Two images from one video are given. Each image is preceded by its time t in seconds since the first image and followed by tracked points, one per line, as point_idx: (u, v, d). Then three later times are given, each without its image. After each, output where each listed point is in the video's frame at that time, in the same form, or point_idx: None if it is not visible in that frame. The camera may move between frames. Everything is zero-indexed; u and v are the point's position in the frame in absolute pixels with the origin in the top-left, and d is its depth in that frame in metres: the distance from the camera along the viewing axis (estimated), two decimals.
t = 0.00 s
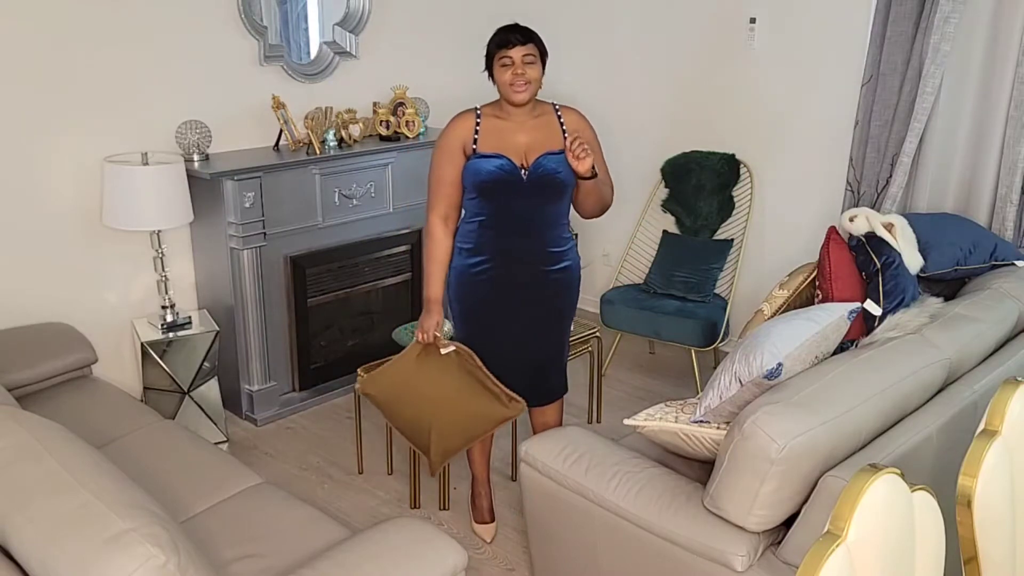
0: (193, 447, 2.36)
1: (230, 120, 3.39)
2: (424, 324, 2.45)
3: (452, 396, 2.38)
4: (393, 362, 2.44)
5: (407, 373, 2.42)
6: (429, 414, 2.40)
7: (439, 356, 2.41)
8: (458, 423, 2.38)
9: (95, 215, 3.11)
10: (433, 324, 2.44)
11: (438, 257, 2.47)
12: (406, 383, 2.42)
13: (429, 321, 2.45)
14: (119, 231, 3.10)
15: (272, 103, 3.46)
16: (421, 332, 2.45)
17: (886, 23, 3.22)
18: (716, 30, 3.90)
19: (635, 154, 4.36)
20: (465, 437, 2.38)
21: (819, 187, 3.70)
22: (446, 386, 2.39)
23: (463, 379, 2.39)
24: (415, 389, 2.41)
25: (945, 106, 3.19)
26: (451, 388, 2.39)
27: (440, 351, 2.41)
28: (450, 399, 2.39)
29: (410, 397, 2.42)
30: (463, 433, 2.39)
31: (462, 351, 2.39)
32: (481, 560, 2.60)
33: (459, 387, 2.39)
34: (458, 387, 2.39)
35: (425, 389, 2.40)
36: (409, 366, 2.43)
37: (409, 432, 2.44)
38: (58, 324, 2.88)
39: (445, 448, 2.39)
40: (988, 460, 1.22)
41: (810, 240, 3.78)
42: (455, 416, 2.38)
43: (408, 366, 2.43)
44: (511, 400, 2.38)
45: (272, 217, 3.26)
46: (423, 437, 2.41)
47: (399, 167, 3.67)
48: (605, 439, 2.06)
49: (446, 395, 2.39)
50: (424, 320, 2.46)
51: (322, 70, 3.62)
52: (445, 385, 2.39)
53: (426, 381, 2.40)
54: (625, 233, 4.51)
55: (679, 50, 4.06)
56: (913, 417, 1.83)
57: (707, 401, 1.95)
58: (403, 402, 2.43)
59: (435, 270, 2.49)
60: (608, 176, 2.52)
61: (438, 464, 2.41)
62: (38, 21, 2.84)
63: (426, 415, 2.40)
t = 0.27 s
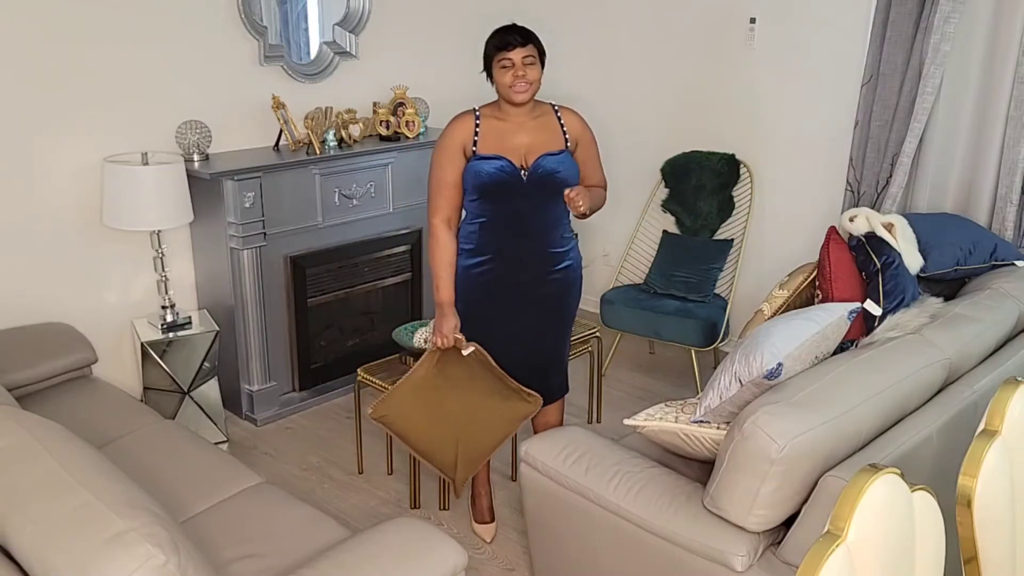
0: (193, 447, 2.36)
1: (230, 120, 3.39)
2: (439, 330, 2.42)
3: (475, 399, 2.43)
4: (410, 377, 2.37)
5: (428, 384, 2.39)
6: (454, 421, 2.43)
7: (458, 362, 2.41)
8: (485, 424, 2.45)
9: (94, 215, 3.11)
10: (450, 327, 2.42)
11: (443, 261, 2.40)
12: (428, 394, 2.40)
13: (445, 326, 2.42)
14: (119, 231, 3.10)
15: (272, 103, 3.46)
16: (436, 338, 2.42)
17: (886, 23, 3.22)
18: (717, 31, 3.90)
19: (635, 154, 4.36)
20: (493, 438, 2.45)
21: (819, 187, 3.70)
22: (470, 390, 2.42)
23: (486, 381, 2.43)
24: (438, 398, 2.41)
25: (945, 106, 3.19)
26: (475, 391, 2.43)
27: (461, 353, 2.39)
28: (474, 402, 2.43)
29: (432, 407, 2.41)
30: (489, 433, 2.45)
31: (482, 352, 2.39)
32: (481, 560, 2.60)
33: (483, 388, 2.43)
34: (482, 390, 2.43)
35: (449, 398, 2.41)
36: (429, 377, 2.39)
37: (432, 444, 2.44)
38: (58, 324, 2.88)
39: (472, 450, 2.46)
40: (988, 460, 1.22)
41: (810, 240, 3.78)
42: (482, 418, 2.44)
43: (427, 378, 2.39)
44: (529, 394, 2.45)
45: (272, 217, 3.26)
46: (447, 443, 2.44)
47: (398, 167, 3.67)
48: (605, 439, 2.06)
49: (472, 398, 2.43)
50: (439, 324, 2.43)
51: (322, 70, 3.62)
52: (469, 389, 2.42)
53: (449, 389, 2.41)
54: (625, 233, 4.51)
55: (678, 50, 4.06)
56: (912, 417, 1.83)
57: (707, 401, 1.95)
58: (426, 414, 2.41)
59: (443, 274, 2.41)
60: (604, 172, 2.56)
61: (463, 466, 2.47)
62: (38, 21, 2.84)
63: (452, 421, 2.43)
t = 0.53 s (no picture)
0: (193, 447, 2.36)
1: (230, 120, 3.39)
2: (442, 332, 2.40)
3: (479, 400, 2.45)
4: (415, 380, 2.38)
5: (432, 387, 2.40)
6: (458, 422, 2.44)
7: (461, 364, 2.43)
8: (488, 424, 2.47)
9: (94, 215, 3.11)
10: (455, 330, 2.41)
11: (445, 264, 2.39)
12: (433, 397, 2.40)
13: (449, 328, 2.41)
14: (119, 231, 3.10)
15: (272, 103, 3.46)
16: (439, 342, 2.41)
17: (886, 23, 3.22)
18: (717, 30, 3.90)
19: (635, 154, 4.36)
20: (497, 437, 2.48)
21: (819, 187, 3.70)
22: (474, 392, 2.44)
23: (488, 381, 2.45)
24: (442, 401, 2.41)
25: (945, 106, 3.19)
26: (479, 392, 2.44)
27: (466, 356, 2.41)
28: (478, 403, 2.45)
29: (436, 410, 2.42)
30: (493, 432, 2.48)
31: (485, 353, 2.42)
32: (481, 560, 2.60)
33: (486, 389, 2.45)
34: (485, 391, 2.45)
35: (454, 400, 2.42)
36: (433, 381, 2.40)
37: (436, 447, 2.44)
38: (57, 324, 2.88)
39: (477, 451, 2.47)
40: (988, 460, 1.22)
41: (810, 240, 3.78)
42: (485, 418, 2.46)
43: (432, 382, 2.40)
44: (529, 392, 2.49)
45: (272, 217, 3.26)
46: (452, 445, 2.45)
47: (398, 167, 3.67)
48: (605, 439, 2.06)
49: (475, 399, 2.44)
50: (442, 327, 2.41)
51: (322, 70, 3.62)
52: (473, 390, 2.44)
53: (454, 391, 2.42)
54: (625, 233, 4.51)
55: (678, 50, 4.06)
56: (912, 417, 1.83)
57: (707, 401, 1.95)
58: (431, 417, 2.41)
59: (445, 276, 2.39)
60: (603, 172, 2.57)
61: (468, 467, 2.48)
62: (38, 21, 2.84)
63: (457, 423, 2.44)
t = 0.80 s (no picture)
0: (193, 447, 2.35)
1: (230, 120, 3.39)
2: (444, 333, 2.39)
3: (477, 403, 2.42)
4: (413, 374, 2.36)
5: (430, 383, 2.38)
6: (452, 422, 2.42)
7: (461, 365, 2.41)
8: (483, 428, 2.44)
9: (94, 215, 3.11)
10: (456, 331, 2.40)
11: (447, 266, 2.38)
12: (430, 393, 2.39)
13: (452, 329, 2.40)
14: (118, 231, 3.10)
15: (272, 103, 3.46)
16: (441, 343, 2.39)
17: (886, 23, 3.22)
18: (716, 31, 3.90)
19: (635, 154, 4.36)
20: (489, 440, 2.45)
21: (819, 187, 3.70)
22: (473, 394, 2.41)
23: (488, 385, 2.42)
24: (439, 399, 2.39)
25: (945, 106, 3.20)
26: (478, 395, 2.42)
27: (467, 359, 2.39)
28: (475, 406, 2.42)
29: (431, 407, 2.39)
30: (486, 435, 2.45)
31: (487, 359, 2.40)
32: (481, 560, 2.60)
33: (485, 393, 2.42)
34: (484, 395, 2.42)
35: (451, 399, 2.40)
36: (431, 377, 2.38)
37: (426, 439, 2.43)
38: (57, 324, 2.88)
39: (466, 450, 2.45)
40: (988, 460, 1.22)
41: (811, 240, 3.78)
42: (480, 421, 2.43)
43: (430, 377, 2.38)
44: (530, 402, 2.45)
45: (272, 217, 3.26)
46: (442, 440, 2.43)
47: (399, 167, 3.67)
48: (605, 440, 2.06)
49: (472, 401, 2.42)
50: (445, 328, 2.40)
51: (322, 71, 3.62)
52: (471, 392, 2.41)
53: (451, 390, 2.40)
54: (625, 233, 4.51)
55: (678, 50, 4.06)
56: (913, 416, 1.83)
57: (707, 401, 1.95)
58: (425, 413, 2.39)
59: (446, 278, 2.39)
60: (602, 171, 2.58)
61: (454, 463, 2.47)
62: (38, 21, 2.84)
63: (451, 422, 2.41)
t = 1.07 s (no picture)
0: (193, 447, 2.35)
1: (230, 120, 3.39)
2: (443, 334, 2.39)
3: (473, 406, 2.39)
4: (410, 371, 2.38)
5: (427, 382, 2.39)
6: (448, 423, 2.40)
7: (460, 366, 2.40)
8: (479, 432, 2.41)
9: (95, 215, 3.11)
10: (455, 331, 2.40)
11: (447, 266, 2.38)
12: (427, 393, 2.39)
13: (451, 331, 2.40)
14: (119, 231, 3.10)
15: (272, 103, 3.46)
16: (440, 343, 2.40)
17: (886, 23, 3.22)
18: (717, 31, 3.90)
19: (635, 154, 4.36)
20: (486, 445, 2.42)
21: (819, 187, 3.69)
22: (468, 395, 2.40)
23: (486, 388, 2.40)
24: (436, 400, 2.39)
25: (945, 106, 3.20)
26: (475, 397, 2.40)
27: (463, 359, 2.38)
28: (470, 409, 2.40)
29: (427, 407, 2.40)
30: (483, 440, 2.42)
31: (483, 360, 2.38)
32: (481, 560, 2.60)
33: (482, 396, 2.39)
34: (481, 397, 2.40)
35: (448, 400, 2.39)
36: (428, 376, 2.39)
37: (424, 439, 2.44)
38: (58, 324, 2.88)
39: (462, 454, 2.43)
40: (988, 460, 1.22)
41: (811, 240, 3.78)
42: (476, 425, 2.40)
43: (426, 375, 2.39)
44: (529, 408, 2.40)
45: (273, 217, 3.26)
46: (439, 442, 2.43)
47: (399, 167, 3.67)
48: (605, 440, 2.06)
49: (468, 403, 2.40)
50: (443, 329, 2.40)
51: (322, 71, 3.62)
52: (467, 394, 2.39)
53: (448, 391, 2.39)
54: (625, 233, 4.51)
55: (679, 50, 4.06)
56: (912, 416, 1.83)
57: (707, 401, 1.95)
58: (421, 412, 2.40)
59: (446, 279, 2.39)
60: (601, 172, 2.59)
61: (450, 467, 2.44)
62: (38, 22, 2.84)
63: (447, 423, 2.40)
